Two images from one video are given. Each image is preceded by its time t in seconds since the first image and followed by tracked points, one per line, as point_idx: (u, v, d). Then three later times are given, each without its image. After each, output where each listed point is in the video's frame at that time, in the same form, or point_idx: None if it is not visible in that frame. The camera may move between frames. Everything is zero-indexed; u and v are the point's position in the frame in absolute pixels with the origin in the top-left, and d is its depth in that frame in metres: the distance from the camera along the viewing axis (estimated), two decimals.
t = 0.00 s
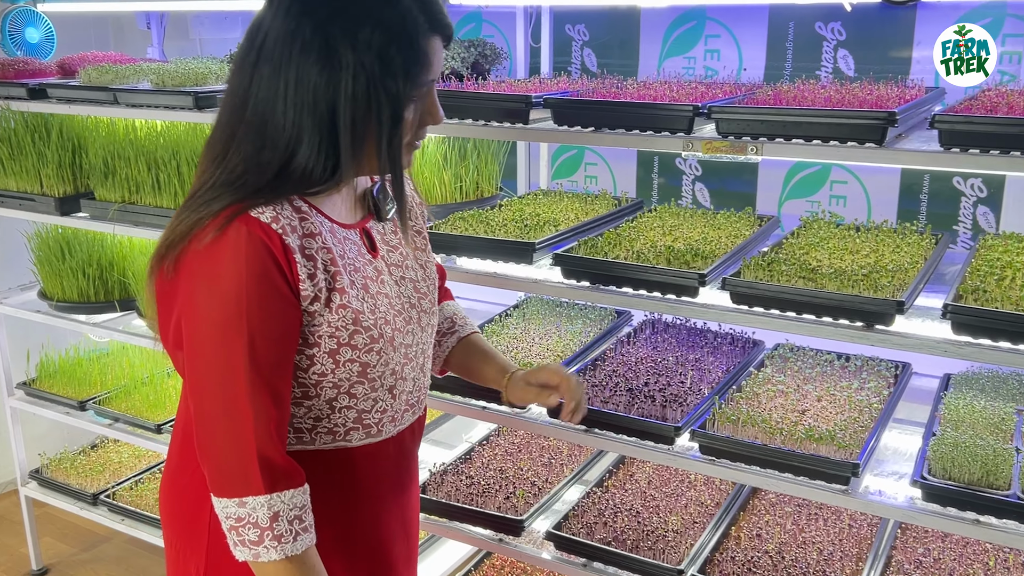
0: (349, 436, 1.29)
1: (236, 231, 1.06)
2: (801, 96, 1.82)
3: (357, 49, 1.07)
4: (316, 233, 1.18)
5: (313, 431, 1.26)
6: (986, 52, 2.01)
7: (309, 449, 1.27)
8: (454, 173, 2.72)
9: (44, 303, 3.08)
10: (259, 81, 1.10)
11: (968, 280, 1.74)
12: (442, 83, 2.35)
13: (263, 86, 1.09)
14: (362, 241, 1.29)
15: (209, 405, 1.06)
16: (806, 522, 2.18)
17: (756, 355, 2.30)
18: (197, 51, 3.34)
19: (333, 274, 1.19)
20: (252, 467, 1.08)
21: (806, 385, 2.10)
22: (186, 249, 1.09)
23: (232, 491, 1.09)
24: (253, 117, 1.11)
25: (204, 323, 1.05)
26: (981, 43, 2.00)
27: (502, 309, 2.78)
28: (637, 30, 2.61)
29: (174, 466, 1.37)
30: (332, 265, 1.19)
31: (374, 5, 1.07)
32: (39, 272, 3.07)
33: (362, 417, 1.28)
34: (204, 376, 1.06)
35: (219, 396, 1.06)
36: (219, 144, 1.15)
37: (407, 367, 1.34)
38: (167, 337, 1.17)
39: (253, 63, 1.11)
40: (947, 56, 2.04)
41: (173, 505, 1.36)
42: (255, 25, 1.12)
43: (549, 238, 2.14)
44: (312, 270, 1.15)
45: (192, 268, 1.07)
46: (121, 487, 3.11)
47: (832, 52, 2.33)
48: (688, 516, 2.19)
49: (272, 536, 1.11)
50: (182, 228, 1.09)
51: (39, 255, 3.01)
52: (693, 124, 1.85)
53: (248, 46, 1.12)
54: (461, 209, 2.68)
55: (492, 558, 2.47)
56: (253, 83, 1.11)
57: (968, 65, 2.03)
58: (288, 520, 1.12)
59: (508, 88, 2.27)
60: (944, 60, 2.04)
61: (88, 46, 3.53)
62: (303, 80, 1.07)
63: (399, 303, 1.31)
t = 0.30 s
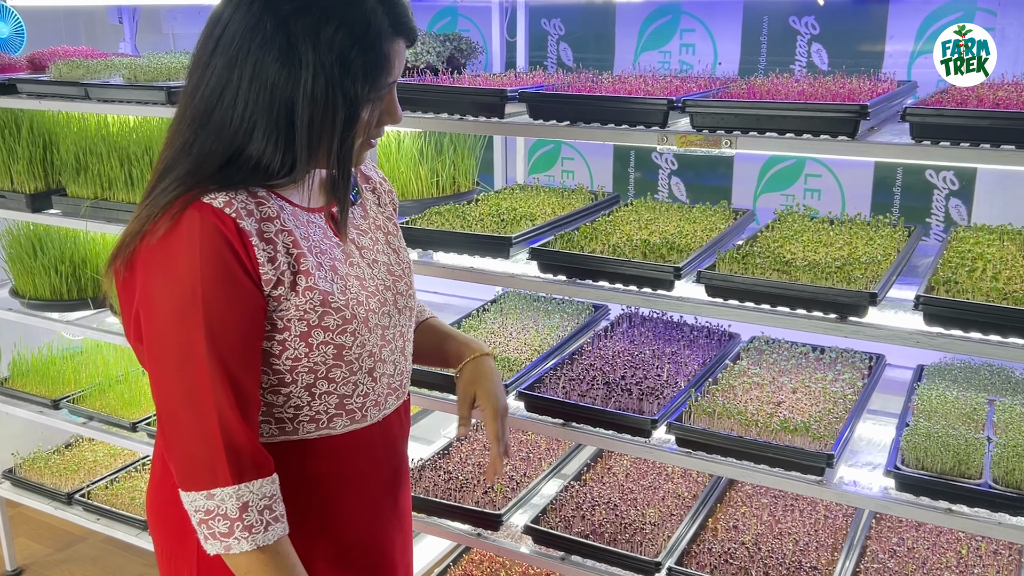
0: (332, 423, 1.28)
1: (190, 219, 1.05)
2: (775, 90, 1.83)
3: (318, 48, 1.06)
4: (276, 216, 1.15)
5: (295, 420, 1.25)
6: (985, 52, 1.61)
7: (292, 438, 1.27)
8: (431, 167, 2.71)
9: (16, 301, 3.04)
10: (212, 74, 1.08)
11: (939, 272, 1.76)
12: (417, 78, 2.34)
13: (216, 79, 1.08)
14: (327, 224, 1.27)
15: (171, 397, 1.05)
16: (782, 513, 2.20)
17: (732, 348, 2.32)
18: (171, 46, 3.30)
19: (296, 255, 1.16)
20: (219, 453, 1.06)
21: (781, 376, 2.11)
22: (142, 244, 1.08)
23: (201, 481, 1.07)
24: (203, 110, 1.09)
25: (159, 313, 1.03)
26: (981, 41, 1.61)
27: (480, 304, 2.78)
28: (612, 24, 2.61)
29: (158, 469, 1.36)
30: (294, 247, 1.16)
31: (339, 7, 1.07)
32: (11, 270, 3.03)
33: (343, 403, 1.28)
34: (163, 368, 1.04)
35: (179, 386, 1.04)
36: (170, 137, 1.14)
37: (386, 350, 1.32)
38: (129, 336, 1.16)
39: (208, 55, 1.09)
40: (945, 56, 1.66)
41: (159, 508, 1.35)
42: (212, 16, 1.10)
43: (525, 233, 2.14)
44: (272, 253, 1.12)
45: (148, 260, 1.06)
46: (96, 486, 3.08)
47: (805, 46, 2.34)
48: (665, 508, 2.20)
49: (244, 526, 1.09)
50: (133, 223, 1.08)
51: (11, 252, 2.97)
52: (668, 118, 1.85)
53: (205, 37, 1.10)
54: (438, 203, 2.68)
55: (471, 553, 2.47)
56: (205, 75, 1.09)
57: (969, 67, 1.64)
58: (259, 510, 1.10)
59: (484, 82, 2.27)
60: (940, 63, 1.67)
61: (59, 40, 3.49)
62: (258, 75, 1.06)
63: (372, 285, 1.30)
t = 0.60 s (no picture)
0: (340, 442, 1.30)
1: (185, 243, 1.05)
2: (749, 88, 1.85)
3: (332, 55, 1.08)
4: (274, 236, 1.15)
5: (301, 442, 1.26)
6: (986, 53, 1.64)
7: (298, 462, 1.28)
8: (408, 165, 2.71)
9: None
10: (215, 79, 1.07)
11: (912, 267, 1.79)
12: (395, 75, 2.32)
13: (220, 84, 1.07)
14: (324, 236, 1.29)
15: (165, 427, 1.06)
16: (759, 507, 2.22)
17: (708, 344, 2.34)
18: (143, 44, 3.27)
19: (298, 278, 1.17)
20: (210, 489, 1.07)
21: (757, 371, 2.13)
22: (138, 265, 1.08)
23: (189, 521, 1.09)
24: (203, 116, 1.08)
25: (156, 343, 1.04)
26: (982, 41, 1.65)
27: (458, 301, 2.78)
28: (587, 22, 2.62)
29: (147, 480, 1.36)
30: (295, 268, 1.17)
31: (350, 14, 1.10)
32: None
33: (350, 421, 1.30)
34: (158, 397, 1.05)
35: (173, 417, 1.05)
36: (161, 146, 1.13)
37: (387, 361, 1.35)
38: (123, 354, 1.17)
39: (206, 61, 1.08)
40: (944, 56, 1.69)
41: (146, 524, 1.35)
42: (211, 20, 1.10)
43: (502, 230, 2.14)
44: (273, 276, 1.13)
45: (144, 285, 1.06)
46: (70, 487, 3.05)
47: (779, 44, 2.35)
48: (643, 503, 2.21)
49: (233, 569, 1.11)
50: (129, 241, 1.08)
51: None
52: (644, 116, 1.86)
53: (204, 39, 1.09)
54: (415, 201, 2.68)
55: (451, 550, 2.47)
56: (203, 81, 1.08)
57: (969, 66, 1.67)
58: (249, 554, 1.12)
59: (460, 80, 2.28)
60: (939, 62, 1.70)
61: (29, 38, 3.44)
62: (267, 83, 1.06)
63: (371, 297, 1.31)
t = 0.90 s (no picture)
0: (358, 484, 1.29)
1: (217, 283, 1.00)
2: (720, 87, 1.87)
3: (385, 69, 1.04)
4: (307, 275, 1.14)
5: (318, 484, 1.25)
6: (986, 53, 1.64)
7: (314, 503, 1.27)
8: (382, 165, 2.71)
9: None
10: (257, 96, 1.01)
11: (881, 264, 1.81)
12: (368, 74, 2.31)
13: (263, 101, 1.01)
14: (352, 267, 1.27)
15: (184, 476, 1.02)
16: (732, 502, 2.24)
17: (682, 341, 2.36)
18: (114, 43, 3.24)
19: (329, 320, 1.16)
20: (227, 541, 1.03)
21: (730, 368, 2.15)
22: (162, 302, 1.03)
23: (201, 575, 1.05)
24: (243, 137, 1.02)
25: (180, 389, 1.00)
26: (981, 41, 1.64)
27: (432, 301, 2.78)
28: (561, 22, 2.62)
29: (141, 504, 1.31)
30: (327, 307, 1.16)
31: (401, 25, 1.06)
32: None
33: (371, 465, 1.29)
34: (180, 444, 1.01)
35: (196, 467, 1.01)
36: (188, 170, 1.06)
37: (409, 400, 1.33)
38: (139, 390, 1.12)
39: (244, 77, 1.02)
40: (944, 56, 1.69)
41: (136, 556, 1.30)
42: (248, 31, 1.04)
43: (477, 230, 2.15)
44: (306, 319, 1.12)
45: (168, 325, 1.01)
46: (41, 491, 3.02)
47: (750, 43, 2.37)
48: (618, 500, 2.23)
49: None
50: (158, 273, 1.02)
51: None
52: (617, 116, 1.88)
53: (240, 53, 1.03)
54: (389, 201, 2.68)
55: (427, 550, 2.47)
56: (242, 99, 1.02)
57: (970, 66, 1.68)
58: None
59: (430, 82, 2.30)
60: (940, 63, 1.70)
61: None
62: (317, 99, 1.01)
63: (395, 331, 1.30)
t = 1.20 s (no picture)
0: (345, 525, 1.30)
1: (268, 346, 0.96)
2: (687, 87, 1.88)
3: (468, 124, 1.00)
4: (347, 330, 1.13)
5: (310, 524, 1.25)
6: (986, 53, 1.62)
7: (303, 542, 1.27)
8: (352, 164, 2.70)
9: None
10: (332, 152, 0.95)
11: (846, 262, 1.83)
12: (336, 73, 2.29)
13: (340, 158, 0.95)
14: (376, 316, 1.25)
15: (207, 534, 0.98)
16: (703, 499, 2.26)
17: (652, 339, 2.37)
18: (78, 42, 3.20)
19: (364, 384, 1.15)
20: None
21: (699, 366, 2.17)
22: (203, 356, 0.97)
23: None
24: (316, 195, 0.95)
25: (215, 448, 0.95)
26: (982, 41, 1.63)
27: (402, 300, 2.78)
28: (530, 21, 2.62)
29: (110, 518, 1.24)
30: (361, 365, 1.14)
31: (486, 79, 1.01)
32: None
33: (361, 509, 1.30)
34: (207, 504, 0.96)
35: (222, 527, 0.97)
36: (241, 220, 0.99)
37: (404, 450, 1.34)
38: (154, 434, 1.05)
39: (318, 129, 0.96)
40: (945, 57, 1.67)
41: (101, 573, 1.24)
42: (323, 78, 0.97)
43: (447, 229, 2.15)
44: (346, 381, 1.11)
45: (210, 382, 0.96)
46: (7, 496, 2.98)
47: (718, 43, 2.38)
48: (590, 498, 2.24)
49: None
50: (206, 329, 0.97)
51: None
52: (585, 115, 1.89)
53: (314, 103, 0.96)
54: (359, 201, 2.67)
55: (399, 550, 2.47)
56: (315, 153, 0.96)
57: (969, 67, 1.66)
58: None
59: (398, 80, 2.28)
60: (940, 63, 1.68)
61: None
62: (398, 159, 0.95)
63: (405, 382, 1.31)
